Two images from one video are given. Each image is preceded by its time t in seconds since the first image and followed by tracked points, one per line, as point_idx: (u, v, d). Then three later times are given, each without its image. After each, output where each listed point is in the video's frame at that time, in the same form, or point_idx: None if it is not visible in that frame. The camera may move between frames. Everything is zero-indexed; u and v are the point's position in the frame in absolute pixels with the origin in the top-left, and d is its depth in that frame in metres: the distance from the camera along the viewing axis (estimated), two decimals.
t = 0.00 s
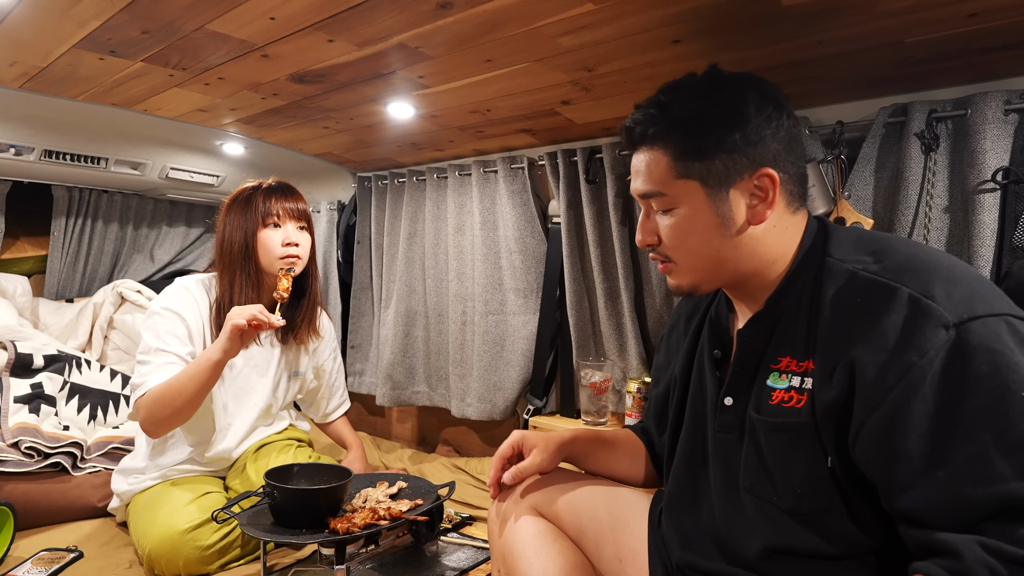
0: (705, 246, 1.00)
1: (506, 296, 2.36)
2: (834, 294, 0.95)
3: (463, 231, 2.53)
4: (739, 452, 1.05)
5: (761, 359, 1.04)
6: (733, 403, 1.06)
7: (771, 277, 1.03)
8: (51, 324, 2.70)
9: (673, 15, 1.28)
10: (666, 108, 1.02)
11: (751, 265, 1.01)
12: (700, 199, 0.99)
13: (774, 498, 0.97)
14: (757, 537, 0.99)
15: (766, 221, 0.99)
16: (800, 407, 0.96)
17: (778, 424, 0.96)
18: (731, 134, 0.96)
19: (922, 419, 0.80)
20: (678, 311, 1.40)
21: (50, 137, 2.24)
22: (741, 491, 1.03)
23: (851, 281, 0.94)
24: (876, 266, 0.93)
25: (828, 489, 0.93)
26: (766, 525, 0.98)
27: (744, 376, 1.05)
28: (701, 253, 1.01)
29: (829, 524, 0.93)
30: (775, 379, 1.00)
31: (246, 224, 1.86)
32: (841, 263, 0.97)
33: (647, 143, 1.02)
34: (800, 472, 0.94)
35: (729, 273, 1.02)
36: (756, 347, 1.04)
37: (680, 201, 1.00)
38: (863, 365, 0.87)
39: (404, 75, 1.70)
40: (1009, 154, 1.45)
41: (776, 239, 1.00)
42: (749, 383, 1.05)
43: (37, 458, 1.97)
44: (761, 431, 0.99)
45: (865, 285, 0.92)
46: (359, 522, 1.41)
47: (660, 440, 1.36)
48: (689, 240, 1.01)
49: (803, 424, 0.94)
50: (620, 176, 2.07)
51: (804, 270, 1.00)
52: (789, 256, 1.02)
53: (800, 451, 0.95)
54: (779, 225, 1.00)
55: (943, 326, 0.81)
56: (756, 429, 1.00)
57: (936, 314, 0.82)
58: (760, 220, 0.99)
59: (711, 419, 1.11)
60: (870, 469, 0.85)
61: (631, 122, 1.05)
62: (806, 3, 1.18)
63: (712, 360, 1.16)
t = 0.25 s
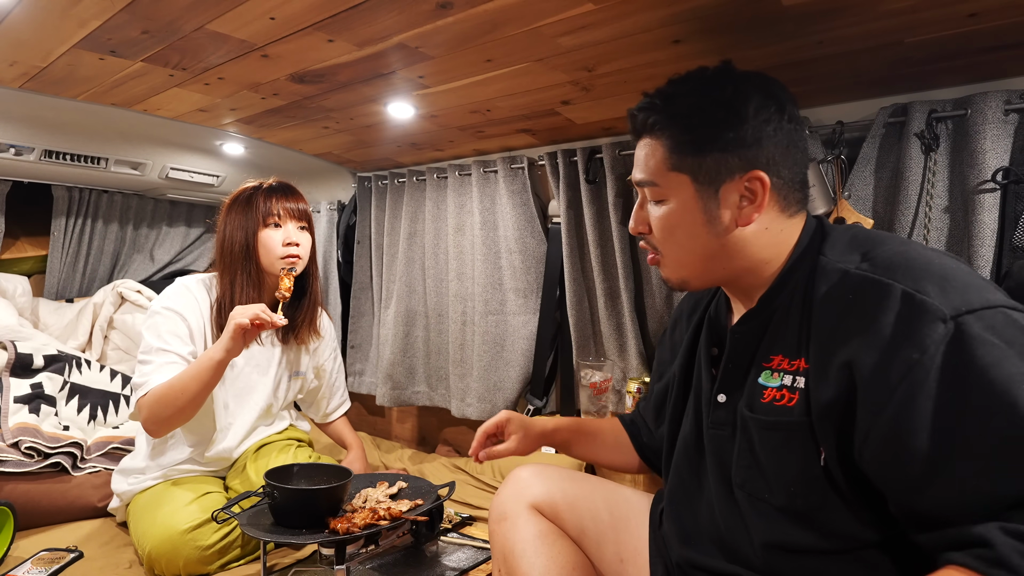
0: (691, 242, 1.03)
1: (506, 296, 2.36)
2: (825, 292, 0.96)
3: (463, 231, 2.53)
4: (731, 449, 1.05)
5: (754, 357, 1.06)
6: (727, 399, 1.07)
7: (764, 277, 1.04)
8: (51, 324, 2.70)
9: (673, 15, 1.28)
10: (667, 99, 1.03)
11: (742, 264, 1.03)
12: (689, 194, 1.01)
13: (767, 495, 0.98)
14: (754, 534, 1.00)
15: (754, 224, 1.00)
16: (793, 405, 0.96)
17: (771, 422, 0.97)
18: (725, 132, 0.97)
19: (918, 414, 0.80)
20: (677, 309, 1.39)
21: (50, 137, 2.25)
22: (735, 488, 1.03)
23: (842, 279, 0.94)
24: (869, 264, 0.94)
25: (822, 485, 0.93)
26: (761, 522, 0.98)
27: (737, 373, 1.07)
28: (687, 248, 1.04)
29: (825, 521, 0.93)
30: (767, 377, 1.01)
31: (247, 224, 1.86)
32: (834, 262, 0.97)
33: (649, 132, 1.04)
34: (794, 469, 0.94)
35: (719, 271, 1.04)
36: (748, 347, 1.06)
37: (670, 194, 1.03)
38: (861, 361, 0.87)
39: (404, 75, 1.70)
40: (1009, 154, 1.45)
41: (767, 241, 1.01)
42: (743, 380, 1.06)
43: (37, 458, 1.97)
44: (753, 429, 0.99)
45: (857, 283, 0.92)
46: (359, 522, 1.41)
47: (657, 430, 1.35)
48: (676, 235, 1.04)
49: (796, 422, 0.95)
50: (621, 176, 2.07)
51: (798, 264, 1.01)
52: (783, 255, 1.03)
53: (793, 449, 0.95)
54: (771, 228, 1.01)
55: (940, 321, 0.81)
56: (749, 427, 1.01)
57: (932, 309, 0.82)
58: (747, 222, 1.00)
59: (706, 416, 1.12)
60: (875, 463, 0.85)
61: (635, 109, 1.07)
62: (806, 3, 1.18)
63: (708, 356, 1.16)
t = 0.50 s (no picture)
0: (676, 238, 1.06)
1: (506, 296, 2.36)
2: (827, 294, 0.96)
3: (464, 232, 2.53)
4: (726, 450, 1.06)
5: (751, 359, 1.06)
6: (722, 399, 1.07)
7: (753, 280, 1.06)
8: (51, 324, 2.70)
9: (673, 15, 1.28)
10: (667, 94, 1.04)
11: (731, 263, 1.05)
12: (677, 190, 1.04)
13: (763, 497, 0.98)
14: (751, 535, 1.00)
15: (739, 228, 1.01)
16: (789, 409, 0.96)
17: (768, 426, 0.97)
18: (716, 132, 0.98)
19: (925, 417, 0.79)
20: (675, 310, 1.39)
21: (50, 137, 2.25)
22: (731, 489, 1.03)
23: (843, 281, 0.94)
24: (871, 267, 0.93)
25: (820, 487, 0.93)
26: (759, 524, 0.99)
27: (733, 374, 1.07)
28: (673, 243, 1.06)
29: (823, 523, 0.93)
30: (764, 380, 1.01)
31: (244, 225, 1.86)
32: (834, 265, 0.98)
33: (648, 125, 1.06)
34: (791, 473, 0.94)
35: (706, 266, 1.07)
36: (744, 349, 1.06)
37: (660, 188, 1.05)
38: (869, 364, 0.87)
39: (404, 75, 1.70)
40: (1010, 154, 1.45)
41: (755, 244, 1.02)
42: (738, 382, 1.06)
43: (37, 458, 1.97)
44: (750, 432, 1.00)
45: (860, 284, 0.92)
46: (359, 522, 1.41)
47: (652, 426, 1.35)
48: (664, 229, 1.07)
49: (791, 427, 0.95)
50: (621, 176, 2.07)
51: (788, 272, 1.02)
52: (775, 259, 1.04)
53: (790, 452, 0.95)
54: (758, 234, 1.02)
55: (959, 321, 0.79)
56: (746, 430, 1.01)
57: (946, 310, 0.81)
58: (731, 226, 1.01)
59: (702, 417, 1.12)
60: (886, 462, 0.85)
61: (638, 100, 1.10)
62: (805, 4, 1.18)
63: (705, 356, 1.17)
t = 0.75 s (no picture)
0: (680, 253, 1.04)
1: (506, 296, 2.36)
2: (829, 291, 0.95)
3: (464, 232, 2.52)
4: (731, 451, 1.06)
5: (754, 359, 1.06)
6: (727, 400, 1.07)
7: (759, 281, 1.05)
8: (51, 324, 2.70)
9: (673, 15, 1.28)
10: (645, 117, 1.03)
11: (734, 270, 1.04)
12: (672, 208, 1.02)
13: (769, 497, 0.98)
14: (757, 534, 1.00)
15: (739, 233, 1.00)
16: (795, 408, 0.97)
17: (773, 425, 0.97)
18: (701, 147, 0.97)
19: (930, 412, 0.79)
20: (680, 312, 1.39)
21: (50, 137, 2.25)
22: (735, 488, 1.04)
23: (846, 278, 0.94)
24: (874, 264, 0.93)
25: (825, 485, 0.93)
26: (765, 522, 0.99)
27: (737, 375, 1.07)
28: (677, 258, 1.05)
29: (829, 520, 0.94)
30: (769, 379, 1.01)
31: (239, 223, 1.86)
32: (835, 262, 0.97)
33: (631, 150, 1.05)
34: (797, 472, 0.95)
35: (708, 277, 1.06)
36: (748, 348, 1.06)
37: (657, 208, 1.03)
38: (874, 359, 0.86)
39: (404, 75, 1.70)
40: (1009, 154, 1.45)
41: (758, 245, 1.01)
42: (743, 382, 1.06)
43: (37, 458, 1.97)
44: (756, 431, 1.00)
45: (863, 280, 0.91)
46: (359, 522, 1.41)
47: (658, 430, 1.35)
48: (666, 245, 1.05)
49: (798, 425, 0.95)
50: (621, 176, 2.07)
51: (793, 265, 1.01)
52: (777, 258, 1.02)
53: (796, 450, 0.95)
54: (761, 233, 1.00)
55: (964, 313, 0.79)
56: (752, 430, 1.01)
57: (952, 303, 0.80)
58: (732, 232, 0.99)
59: (707, 418, 1.12)
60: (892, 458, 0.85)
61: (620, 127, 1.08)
62: (805, 3, 1.18)
63: (709, 357, 1.17)
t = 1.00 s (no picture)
0: (671, 261, 1.05)
1: (506, 296, 2.36)
2: (814, 292, 0.97)
3: (464, 232, 2.52)
4: (727, 452, 1.06)
5: (746, 360, 1.07)
6: (721, 402, 1.08)
7: (749, 284, 1.06)
8: (51, 324, 2.70)
9: (673, 15, 1.28)
10: (622, 139, 1.06)
11: (726, 274, 1.04)
12: (657, 219, 1.03)
13: (763, 497, 0.99)
14: (752, 533, 1.00)
15: (724, 236, 1.01)
16: (784, 407, 0.97)
17: (763, 425, 0.98)
18: (676, 160, 0.99)
19: (907, 406, 0.81)
20: (678, 317, 1.39)
21: (50, 137, 2.25)
22: (731, 490, 1.04)
23: (830, 278, 0.95)
24: (857, 264, 0.95)
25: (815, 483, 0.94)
26: (759, 522, 0.99)
27: (731, 377, 1.07)
28: (669, 267, 1.05)
29: (820, 520, 0.94)
30: (759, 380, 1.02)
31: (236, 223, 1.86)
32: (820, 263, 0.98)
33: (613, 171, 1.08)
34: (789, 471, 0.95)
35: (701, 284, 1.06)
36: (740, 350, 1.07)
37: (644, 222, 1.05)
38: (855, 356, 0.88)
39: (404, 75, 1.70)
40: (1009, 154, 1.45)
41: (744, 247, 1.02)
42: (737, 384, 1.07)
43: (37, 458, 1.97)
44: (747, 431, 1.01)
45: (847, 279, 0.93)
46: (359, 522, 1.41)
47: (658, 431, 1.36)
48: (658, 253, 1.05)
49: (787, 424, 0.96)
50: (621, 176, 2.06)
51: (783, 265, 1.02)
52: (765, 259, 1.04)
53: (786, 449, 0.96)
54: (746, 235, 1.01)
55: (939, 309, 0.81)
56: (744, 431, 1.02)
57: (928, 298, 0.82)
58: (717, 236, 1.00)
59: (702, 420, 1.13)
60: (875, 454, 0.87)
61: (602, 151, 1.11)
62: (806, 3, 1.18)
63: (705, 360, 1.17)
